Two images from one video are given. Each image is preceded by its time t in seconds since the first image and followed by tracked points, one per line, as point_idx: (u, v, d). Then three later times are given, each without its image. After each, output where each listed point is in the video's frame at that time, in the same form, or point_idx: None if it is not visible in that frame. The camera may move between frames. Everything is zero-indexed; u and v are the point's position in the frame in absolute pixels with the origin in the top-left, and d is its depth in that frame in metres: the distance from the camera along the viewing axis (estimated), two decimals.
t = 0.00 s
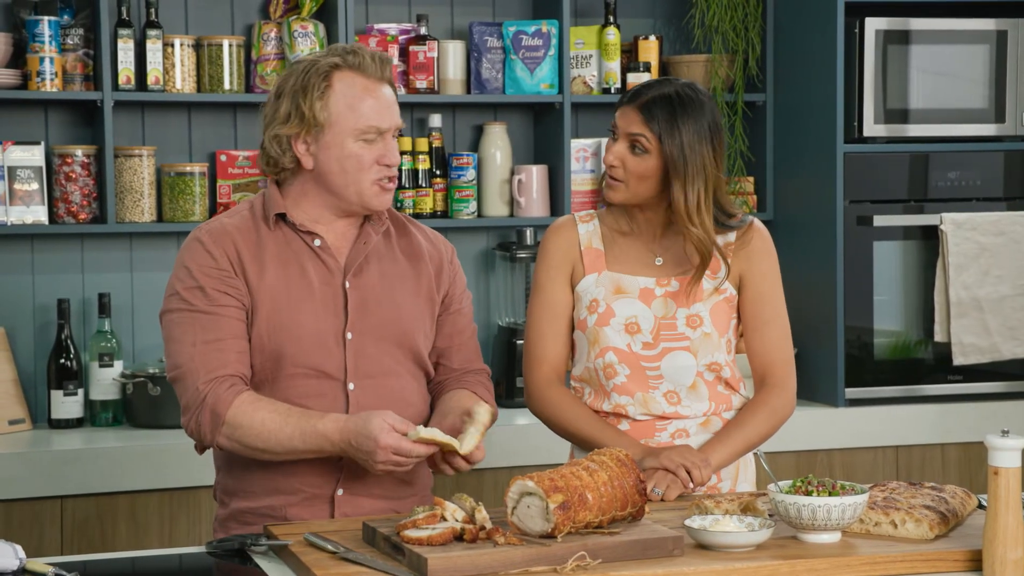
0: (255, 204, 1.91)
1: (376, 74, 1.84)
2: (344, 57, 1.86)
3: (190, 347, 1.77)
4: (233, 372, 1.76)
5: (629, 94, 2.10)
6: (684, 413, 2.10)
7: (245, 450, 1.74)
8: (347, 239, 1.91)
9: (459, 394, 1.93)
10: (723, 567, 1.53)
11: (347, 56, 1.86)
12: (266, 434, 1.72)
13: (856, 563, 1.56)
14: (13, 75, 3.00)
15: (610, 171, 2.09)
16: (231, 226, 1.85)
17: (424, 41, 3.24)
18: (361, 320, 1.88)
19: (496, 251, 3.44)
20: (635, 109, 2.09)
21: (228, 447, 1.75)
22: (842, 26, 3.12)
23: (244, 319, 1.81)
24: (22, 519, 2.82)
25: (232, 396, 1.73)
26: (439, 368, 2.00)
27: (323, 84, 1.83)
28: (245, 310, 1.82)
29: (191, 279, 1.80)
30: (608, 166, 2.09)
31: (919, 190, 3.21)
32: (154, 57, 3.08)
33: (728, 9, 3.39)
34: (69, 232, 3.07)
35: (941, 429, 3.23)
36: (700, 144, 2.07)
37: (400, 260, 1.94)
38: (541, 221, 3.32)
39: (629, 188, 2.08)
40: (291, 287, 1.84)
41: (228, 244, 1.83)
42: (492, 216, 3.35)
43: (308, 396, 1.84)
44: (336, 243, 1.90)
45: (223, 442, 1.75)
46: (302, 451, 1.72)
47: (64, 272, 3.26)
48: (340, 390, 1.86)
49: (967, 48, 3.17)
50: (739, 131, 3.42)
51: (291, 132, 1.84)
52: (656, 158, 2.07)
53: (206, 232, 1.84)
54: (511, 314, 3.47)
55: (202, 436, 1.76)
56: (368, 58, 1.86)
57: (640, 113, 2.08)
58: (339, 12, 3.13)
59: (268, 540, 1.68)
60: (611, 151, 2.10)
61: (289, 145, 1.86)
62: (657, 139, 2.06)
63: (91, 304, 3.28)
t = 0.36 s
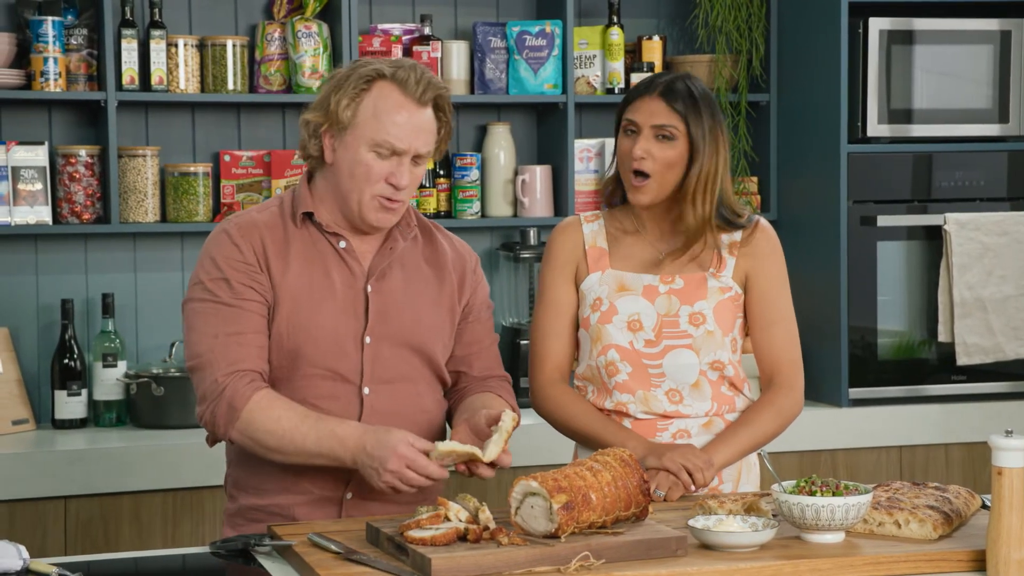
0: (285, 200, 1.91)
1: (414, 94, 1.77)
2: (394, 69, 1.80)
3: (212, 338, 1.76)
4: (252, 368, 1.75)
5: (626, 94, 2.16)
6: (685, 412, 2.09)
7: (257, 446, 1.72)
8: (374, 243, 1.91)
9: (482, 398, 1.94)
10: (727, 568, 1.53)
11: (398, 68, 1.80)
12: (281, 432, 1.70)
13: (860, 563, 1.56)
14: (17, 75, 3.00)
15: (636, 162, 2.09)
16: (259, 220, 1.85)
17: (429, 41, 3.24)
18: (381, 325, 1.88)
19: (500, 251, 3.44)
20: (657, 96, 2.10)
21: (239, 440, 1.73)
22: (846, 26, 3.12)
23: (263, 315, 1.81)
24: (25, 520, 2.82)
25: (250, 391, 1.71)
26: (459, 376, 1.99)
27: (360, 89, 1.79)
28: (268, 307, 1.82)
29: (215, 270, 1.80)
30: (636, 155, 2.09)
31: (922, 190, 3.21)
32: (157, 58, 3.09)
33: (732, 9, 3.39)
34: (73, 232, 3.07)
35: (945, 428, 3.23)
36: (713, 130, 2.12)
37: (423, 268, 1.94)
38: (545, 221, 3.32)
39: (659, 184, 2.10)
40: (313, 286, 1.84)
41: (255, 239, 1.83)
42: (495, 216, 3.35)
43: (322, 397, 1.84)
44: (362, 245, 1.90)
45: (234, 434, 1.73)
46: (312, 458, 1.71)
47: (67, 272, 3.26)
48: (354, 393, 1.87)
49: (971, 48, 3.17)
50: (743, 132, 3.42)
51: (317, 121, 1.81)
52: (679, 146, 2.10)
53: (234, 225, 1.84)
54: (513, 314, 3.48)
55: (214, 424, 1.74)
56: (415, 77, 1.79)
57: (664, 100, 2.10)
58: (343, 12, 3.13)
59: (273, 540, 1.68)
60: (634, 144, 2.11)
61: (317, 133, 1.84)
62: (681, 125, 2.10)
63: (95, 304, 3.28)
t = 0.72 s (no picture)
0: (312, 200, 1.90)
1: (453, 102, 1.74)
2: (434, 74, 1.77)
3: (224, 325, 1.73)
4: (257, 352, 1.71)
5: (625, 95, 2.21)
6: (690, 413, 2.09)
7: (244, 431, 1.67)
8: (397, 248, 1.90)
9: (495, 405, 1.93)
10: (725, 567, 1.53)
11: (438, 73, 1.78)
12: (261, 410, 1.64)
13: (858, 563, 1.56)
14: (14, 75, 3.00)
15: (657, 162, 2.11)
16: (284, 220, 1.85)
17: (426, 41, 3.23)
18: (399, 332, 1.87)
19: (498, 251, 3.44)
20: (666, 93, 2.15)
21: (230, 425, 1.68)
22: (844, 26, 3.13)
23: (280, 312, 1.80)
24: (22, 520, 2.82)
25: (246, 371, 1.68)
26: (473, 385, 1.99)
27: (398, 92, 1.75)
28: (285, 308, 1.81)
29: (234, 263, 1.78)
30: (655, 153, 2.12)
31: (920, 190, 3.21)
32: (155, 58, 3.08)
33: (729, 9, 3.40)
34: (71, 232, 3.07)
35: (942, 428, 3.23)
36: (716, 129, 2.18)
37: (445, 276, 1.93)
38: (543, 221, 3.32)
39: (679, 178, 2.13)
40: (333, 290, 1.84)
41: (279, 238, 1.82)
42: (493, 217, 3.34)
43: (334, 401, 1.84)
44: (386, 250, 1.88)
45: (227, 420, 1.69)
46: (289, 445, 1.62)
47: (64, 273, 3.26)
48: (367, 399, 1.86)
49: (968, 48, 3.18)
50: (740, 132, 3.42)
51: (352, 121, 1.78)
52: (694, 141, 2.15)
53: (259, 222, 1.83)
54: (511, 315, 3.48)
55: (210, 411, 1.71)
56: (455, 85, 1.76)
57: (675, 96, 2.15)
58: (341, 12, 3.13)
59: (270, 540, 1.68)
60: (650, 145, 2.14)
61: (350, 133, 1.80)
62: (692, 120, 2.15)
63: (92, 305, 3.28)
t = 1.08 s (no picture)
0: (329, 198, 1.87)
1: (476, 108, 1.73)
2: (456, 78, 1.75)
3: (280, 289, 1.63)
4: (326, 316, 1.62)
5: (626, 98, 2.16)
6: (691, 416, 2.10)
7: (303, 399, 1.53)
8: (411, 251, 1.89)
9: (501, 405, 1.93)
10: (721, 568, 1.53)
11: (459, 78, 1.76)
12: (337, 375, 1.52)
13: (853, 563, 1.56)
14: (9, 76, 3.00)
15: (645, 183, 2.10)
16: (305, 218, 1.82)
17: (422, 41, 3.22)
18: (413, 336, 1.87)
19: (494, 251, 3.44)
20: (655, 116, 2.11)
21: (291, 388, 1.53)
22: (839, 26, 3.13)
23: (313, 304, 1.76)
24: (18, 520, 2.81)
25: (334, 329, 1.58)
26: (476, 386, 1.99)
27: (422, 97, 1.73)
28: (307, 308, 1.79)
29: (270, 246, 1.72)
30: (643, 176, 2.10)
31: (916, 190, 3.22)
32: (150, 58, 3.08)
33: (725, 9, 3.40)
34: (66, 233, 3.07)
35: (938, 429, 3.24)
36: (714, 133, 2.13)
37: (454, 280, 1.93)
38: (538, 221, 3.32)
39: (669, 193, 2.12)
40: (352, 293, 1.83)
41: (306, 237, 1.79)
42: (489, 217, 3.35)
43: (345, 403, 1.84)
44: (401, 254, 1.88)
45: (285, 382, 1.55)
46: (359, 417, 1.49)
47: (59, 273, 3.25)
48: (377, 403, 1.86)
49: (964, 49, 3.18)
50: (736, 133, 3.43)
51: (374, 125, 1.75)
52: (683, 162, 2.11)
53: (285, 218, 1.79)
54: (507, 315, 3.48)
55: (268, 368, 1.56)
56: (478, 90, 1.75)
57: (663, 120, 2.10)
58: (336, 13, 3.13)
59: (266, 541, 1.68)
60: (639, 165, 2.11)
61: (370, 135, 1.78)
62: (683, 139, 2.10)
63: (88, 305, 3.28)
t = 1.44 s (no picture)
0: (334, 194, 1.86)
1: (487, 109, 1.74)
2: (468, 80, 1.76)
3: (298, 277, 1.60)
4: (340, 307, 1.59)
5: (626, 98, 2.12)
6: (688, 418, 2.10)
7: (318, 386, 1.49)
8: (415, 250, 1.89)
9: (499, 404, 1.93)
10: (715, 567, 1.53)
11: (471, 80, 1.76)
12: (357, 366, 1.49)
13: (847, 562, 1.56)
14: (4, 75, 3.00)
15: (642, 187, 2.08)
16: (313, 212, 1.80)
17: (416, 40, 3.22)
18: (417, 335, 1.86)
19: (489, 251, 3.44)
20: (653, 122, 2.08)
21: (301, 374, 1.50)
22: (834, 26, 3.13)
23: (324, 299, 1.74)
24: (12, 520, 2.81)
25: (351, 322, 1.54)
26: (474, 385, 1.99)
27: (434, 95, 1.73)
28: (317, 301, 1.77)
29: (287, 235, 1.69)
30: (639, 181, 2.08)
31: (910, 190, 3.22)
32: (145, 58, 3.08)
33: (720, 9, 3.41)
34: (61, 233, 3.07)
35: (933, 428, 3.24)
36: (714, 139, 2.10)
37: (456, 280, 1.93)
38: (533, 221, 3.32)
39: (667, 197, 2.09)
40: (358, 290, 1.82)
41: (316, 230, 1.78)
42: (484, 216, 3.34)
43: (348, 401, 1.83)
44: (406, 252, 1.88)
45: (298, 367, 1.50)
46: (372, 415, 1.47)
47: (54, 272, 3.25)
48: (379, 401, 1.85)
49: (958, 48, 3.18)
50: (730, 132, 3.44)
51: (385, 121, 1.74)
52: (681, 168, 2.09)
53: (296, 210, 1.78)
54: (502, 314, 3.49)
55: (284, 352, 1.52)
56: (488, 92, 1.76)
57: (660, 127, 2.07)
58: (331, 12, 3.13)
59: (261, 540, 1.68)
60: (637, 169, 2.09)
61: (378, 132, 1.78)
62: (680, 145, 2.08)
63: (82, 305, 3.28)
